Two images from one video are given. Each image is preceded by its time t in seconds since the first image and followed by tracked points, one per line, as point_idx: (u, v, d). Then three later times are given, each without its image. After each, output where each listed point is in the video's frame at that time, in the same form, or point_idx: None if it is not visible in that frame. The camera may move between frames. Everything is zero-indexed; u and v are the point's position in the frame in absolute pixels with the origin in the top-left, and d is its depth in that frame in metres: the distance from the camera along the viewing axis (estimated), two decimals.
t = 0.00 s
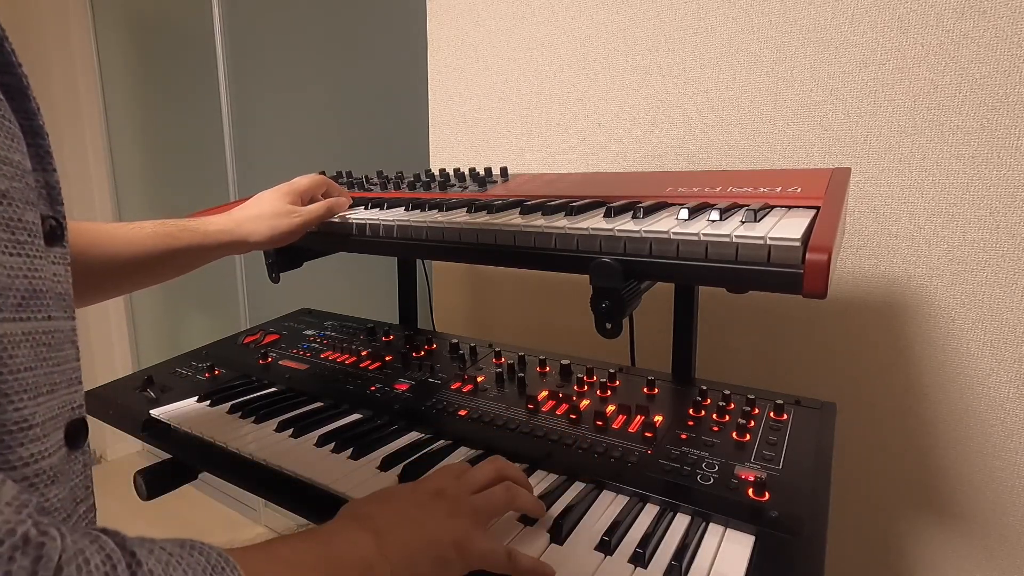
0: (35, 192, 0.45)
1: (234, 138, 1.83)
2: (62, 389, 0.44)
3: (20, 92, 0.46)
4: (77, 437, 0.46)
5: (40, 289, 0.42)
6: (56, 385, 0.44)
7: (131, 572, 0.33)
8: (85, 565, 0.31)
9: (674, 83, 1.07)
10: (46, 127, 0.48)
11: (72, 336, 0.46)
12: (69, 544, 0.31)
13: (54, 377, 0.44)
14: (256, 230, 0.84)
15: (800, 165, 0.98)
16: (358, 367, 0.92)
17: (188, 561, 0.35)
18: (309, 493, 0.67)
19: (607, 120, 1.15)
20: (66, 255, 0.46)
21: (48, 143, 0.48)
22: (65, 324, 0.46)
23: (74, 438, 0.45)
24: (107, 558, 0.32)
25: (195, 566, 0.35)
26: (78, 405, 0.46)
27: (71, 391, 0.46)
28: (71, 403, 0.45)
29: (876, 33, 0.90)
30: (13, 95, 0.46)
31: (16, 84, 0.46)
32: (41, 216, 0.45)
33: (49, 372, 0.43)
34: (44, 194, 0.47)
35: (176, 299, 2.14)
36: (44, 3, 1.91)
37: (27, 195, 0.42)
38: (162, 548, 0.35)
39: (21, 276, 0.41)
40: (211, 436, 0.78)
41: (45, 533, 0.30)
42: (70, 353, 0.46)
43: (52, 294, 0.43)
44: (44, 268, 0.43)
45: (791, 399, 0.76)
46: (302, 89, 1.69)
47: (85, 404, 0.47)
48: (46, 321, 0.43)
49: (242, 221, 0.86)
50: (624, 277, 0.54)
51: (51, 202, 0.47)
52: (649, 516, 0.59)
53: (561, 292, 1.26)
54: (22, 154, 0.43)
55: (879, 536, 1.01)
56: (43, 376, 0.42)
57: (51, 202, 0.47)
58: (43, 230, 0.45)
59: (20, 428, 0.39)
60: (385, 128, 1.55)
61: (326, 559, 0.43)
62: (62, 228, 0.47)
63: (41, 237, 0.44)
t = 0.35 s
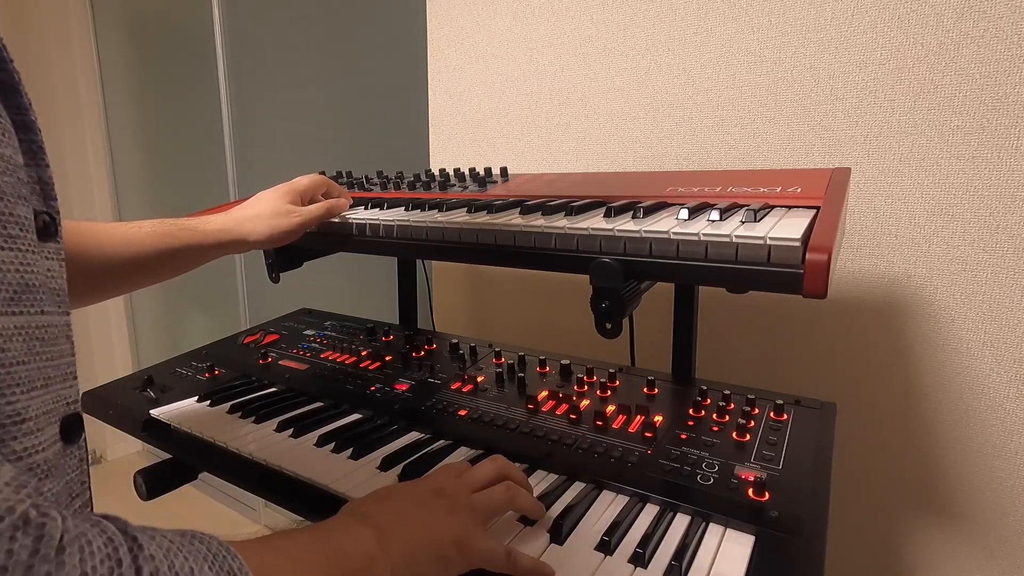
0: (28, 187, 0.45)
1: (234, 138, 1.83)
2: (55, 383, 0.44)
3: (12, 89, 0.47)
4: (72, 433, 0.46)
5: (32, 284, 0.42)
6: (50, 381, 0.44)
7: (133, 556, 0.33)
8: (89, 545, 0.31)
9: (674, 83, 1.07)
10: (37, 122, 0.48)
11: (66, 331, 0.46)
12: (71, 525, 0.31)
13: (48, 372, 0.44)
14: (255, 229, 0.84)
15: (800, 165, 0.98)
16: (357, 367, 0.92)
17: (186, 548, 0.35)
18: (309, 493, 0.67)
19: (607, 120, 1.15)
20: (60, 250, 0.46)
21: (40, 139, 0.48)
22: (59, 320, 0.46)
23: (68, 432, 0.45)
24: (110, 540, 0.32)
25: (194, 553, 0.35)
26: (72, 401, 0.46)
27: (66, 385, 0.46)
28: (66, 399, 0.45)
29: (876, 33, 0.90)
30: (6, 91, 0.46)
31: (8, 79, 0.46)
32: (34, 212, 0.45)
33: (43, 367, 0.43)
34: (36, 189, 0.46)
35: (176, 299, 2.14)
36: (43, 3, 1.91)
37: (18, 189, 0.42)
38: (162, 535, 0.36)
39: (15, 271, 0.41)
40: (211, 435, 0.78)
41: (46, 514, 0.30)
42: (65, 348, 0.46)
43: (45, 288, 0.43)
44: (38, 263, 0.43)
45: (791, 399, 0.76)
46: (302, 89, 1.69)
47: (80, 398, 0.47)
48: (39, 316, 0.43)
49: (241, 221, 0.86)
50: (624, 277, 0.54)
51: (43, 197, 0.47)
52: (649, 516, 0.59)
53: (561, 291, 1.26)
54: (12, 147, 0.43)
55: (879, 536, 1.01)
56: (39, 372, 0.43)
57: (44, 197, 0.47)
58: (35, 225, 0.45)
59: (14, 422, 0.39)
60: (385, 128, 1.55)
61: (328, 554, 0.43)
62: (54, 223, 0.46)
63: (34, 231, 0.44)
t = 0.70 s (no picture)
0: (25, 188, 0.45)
1: (234, 138, 1.83)
2: (54, 384, 0.44)
3: (9, 89, 0.46)
4: (70, 434, 0.46)
5: (30, 285, 0.42)
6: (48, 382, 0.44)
7: (138, 552, 0.33)
8: (93, 542, 0.31)
9: (674, 83, 1.07)
10: (34, 124, 0.48)
11: (64, 332, 0.46)
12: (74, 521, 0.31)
13: (46, 375, 0.44)
14: (254, 229, 0.84)
15: (800, 165, 0.99)
16: (358, 367, 0.92)
17: (190, 544, 0.35)
18: (309, 493, 0.67)
19: (607, 120, 1.15)
20: (58, 251, 0.46)
21: (37, 140, 0.48)
22: (57, 321, 0.45)
23: (66, 433, 0.45)
24: (114, 537, 0.32)
25: (198, 549, 0.35)
26: (72, 402, 0.46)
27: (64, 385, 0.46)
28: (64, 400, 0.45)
29: (876, 34, 0.90)
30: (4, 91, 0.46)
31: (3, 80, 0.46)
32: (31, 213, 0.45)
33: (41, 369, 0.43)
34: (33, 191, 0.46)
35: (176, 299, 2.14)
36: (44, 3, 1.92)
37: (16, 191, 0.42)
38: (165, 532, 0.35)
39: (12, 272, 0.40)
40: (211, 435, 0.78)
41: (49, 511, 0.30)
42: (63, 349, 0.46)
43: (42, 290, 0.43)
44: (35, 264, 0.43)
45: (791, 399, 0.76)
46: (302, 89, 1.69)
47: (79, 400, 0.47)
48: (36, 317, 0.43)
49: (240, 221, 0.85)
50: (624, 277, 0.54)
51: (40, 199, 0.47)
52: (649, 516, 0.58)
53: (561, 291, 1.26)
54: (9, 149, 0.42)
55: (880, 536, 1.01)
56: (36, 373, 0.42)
57: (42, 200, 0.47)
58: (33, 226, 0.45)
59: (14, 424, 0.39)
60: (385, 128, 1.55)
61: (331, 547, 0.43)
62: (52, 225, 0.46)
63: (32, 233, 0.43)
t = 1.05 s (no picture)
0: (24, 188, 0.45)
1: (234, 138, 1.83)
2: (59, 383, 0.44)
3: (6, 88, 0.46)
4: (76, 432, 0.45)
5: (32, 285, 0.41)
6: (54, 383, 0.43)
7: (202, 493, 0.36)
8: (157, 488, 0.35)
9: (674, 83, 1.07)
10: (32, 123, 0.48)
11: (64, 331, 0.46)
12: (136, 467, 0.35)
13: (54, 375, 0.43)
14: (253, 229, 0.84)
15: (800, 165, 0.99)
16: (358, 367, 0.92)
17: (257, 480, 0.39)
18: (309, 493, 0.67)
19: (607, 120, 1.15)
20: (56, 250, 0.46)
21: (35, 138, 0.48)
22: (57, 318, 0.45)
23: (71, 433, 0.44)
24: (176, 480, 0.36)
25: (265, 484, 0.39)
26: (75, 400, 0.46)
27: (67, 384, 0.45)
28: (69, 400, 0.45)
29: (876, 33, 0.90)
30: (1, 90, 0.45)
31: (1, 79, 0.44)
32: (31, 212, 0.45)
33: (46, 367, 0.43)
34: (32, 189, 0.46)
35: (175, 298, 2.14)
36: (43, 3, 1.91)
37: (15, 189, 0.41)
38: (230, 467, 0.40)
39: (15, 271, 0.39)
40: (211, 435, 0.78)
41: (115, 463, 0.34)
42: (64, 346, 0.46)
43: (44, 288, 0.43)
44: (36, 263, 0.41)
45: (791, 399, 0.76)
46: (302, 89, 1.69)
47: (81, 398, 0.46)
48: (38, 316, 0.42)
49: (239, 220, 0.85)
50: (624, 277, 0.54)
51: (39, 198, 0.47)
52: (649, 516, 0.58)
53: (561, 291, 1.26)
54: (8, 148, 0.42)
55: (880, 535, 1.01)
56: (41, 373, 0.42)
57: (40, 198, 0.47)
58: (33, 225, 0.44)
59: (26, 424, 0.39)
60: (385, 128, 1.55)
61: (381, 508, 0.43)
62: (51, 224, 0.46)
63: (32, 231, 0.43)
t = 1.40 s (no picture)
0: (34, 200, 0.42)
1: (234, 138, 1.83)
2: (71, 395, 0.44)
3: (15, 99, 0.42)
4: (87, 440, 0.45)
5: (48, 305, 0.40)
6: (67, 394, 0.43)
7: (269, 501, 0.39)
8: (231, 495, 0.37)
9: (675, 82, 1.07)
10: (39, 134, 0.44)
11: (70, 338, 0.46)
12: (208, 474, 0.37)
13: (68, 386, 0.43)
14: (251, 231, 0.84)
15: (800, 165, 0.99)
16: (358, 367, 0.92)
17: (311, 497, 0.42)
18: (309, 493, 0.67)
19: (607, 120, 1.15)
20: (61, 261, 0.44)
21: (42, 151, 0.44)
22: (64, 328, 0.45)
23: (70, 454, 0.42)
24: (247, 490, 0.38)
25: (318, 501, 0.42)
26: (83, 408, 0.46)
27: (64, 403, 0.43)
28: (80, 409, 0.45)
29: (876, 33, 0.90)
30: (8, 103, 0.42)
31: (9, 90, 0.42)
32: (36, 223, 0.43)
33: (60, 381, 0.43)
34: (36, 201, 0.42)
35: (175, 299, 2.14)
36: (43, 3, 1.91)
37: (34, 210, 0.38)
38: (290, 488, 0.43)
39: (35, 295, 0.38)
40: (211, 435, 0.78)
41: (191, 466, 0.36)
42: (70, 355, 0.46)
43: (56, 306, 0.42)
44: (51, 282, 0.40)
45: (791, 399, 0.76)
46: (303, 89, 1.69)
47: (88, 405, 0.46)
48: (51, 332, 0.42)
49: (238, 222, 0.86)
50: (624, 277, 0.54)
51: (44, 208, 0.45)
52: (649, 516, 0.58)
53: (560, 291, 1.26)
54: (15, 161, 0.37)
55: (879, 535, 1.01)
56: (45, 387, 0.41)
57: (45, 212, 0.42)
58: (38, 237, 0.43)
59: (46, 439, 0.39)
60: (386, 128, 1.55)
61: (419, 508, 0.48)
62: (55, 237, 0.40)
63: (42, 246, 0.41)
